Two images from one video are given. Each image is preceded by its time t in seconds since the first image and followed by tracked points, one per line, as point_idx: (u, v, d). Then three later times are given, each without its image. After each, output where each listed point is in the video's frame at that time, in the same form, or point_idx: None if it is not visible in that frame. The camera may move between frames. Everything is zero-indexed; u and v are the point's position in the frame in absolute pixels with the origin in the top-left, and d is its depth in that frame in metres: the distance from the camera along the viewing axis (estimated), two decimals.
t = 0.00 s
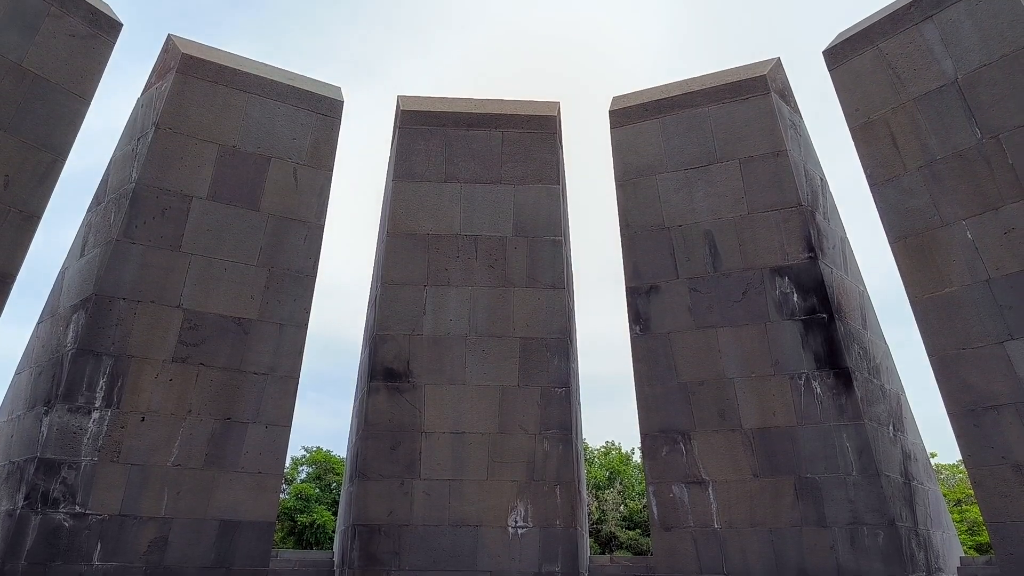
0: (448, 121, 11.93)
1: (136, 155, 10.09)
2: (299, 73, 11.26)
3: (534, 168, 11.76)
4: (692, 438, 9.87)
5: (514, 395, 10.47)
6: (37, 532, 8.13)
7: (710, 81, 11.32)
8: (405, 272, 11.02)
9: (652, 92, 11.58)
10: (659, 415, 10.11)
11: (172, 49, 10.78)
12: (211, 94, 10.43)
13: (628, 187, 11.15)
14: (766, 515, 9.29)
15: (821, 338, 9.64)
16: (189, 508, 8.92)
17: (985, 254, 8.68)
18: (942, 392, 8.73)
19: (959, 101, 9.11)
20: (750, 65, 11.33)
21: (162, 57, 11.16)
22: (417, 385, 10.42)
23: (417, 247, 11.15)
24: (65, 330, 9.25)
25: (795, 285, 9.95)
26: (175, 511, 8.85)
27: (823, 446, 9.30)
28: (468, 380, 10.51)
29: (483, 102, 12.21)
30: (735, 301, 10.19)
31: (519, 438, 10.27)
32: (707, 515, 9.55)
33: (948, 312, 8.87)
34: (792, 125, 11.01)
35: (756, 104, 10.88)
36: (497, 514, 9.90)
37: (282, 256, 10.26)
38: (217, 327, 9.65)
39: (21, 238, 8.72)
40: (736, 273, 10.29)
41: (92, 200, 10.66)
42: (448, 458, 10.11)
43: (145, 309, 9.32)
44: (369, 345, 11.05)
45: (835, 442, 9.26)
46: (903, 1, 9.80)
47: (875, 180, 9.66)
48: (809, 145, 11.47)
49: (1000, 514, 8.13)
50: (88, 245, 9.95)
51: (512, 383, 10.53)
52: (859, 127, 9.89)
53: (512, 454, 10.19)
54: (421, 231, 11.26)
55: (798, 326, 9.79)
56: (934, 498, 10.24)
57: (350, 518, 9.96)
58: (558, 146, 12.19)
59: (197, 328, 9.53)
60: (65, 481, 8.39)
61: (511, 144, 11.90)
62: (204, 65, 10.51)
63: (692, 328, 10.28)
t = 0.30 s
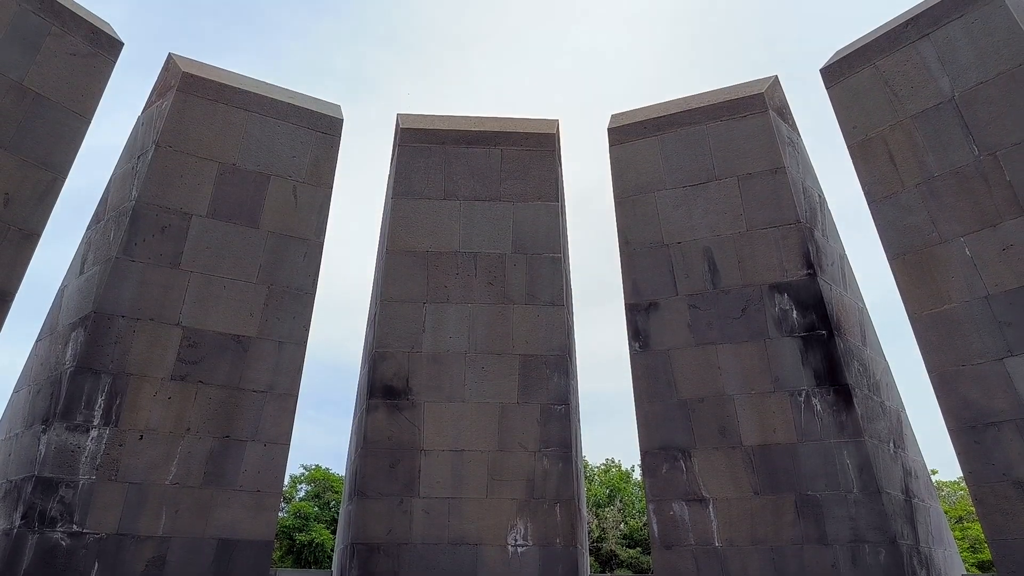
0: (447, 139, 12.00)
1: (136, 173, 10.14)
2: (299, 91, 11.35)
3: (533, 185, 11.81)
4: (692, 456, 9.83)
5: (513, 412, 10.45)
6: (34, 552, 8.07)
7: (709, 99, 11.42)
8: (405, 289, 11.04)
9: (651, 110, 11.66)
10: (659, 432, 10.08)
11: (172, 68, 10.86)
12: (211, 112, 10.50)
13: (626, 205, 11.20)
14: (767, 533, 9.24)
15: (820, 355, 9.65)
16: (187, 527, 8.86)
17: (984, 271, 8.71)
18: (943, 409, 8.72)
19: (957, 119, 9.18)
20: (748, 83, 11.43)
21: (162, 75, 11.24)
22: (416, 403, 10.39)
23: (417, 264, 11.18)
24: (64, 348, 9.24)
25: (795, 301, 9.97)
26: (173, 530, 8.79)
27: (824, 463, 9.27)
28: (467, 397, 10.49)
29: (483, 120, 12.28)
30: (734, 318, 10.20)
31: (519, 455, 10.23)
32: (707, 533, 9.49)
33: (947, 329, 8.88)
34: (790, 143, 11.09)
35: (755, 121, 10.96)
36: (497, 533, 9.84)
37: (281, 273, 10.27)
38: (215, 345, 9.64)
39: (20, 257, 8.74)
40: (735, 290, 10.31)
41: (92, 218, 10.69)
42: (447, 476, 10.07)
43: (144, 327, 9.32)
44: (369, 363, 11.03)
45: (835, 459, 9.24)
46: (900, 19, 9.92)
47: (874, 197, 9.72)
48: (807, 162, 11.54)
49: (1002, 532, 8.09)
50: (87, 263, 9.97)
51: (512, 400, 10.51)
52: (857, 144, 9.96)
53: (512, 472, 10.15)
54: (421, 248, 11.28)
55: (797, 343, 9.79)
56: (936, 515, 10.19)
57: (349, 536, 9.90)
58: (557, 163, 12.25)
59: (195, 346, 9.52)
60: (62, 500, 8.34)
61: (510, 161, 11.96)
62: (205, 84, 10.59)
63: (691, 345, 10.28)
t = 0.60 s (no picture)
0: (447, 160, 12.08)
1: (137, 194, 10.18)
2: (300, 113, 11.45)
3: (533, 205, 11.87)
4: (693, 477, 9.79)
5: (513, 433, 10.41)
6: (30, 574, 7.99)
7: (707, 120, 11.52)
8: (405, 309, 11.05)
9: (650, 131, 11.77)
10: (659, 453, 10.04)
11: (173, 89, 10.97)
12: (211, 133, 10.58)
13: (626, 225, 11.25)
14: (769, 555, 9.17)
15: (820, 375, 9.64)
16: (184, 549, 8.79)
17: (983, 291, 8.74)
18: (944, 429, 8.71)
19: (954, 140, 9.27)
20: (746, 104, 11.54)
21: (163, 97, 11.34)
22: (415, 423, 10.36)
23: (417, 284, 11.20)
24: (63, 369, 9.22)
25: (794, 321, 9.99)
26: (170, 553, 8.71)
27: (825, 484, 9.23)
28: (467, 418, 10.46)
29: (482, 141, 12.37)
30: (734, 338, 10.21)
31: (519, 476, 10.18)
32: (709, 555, 9.41)
33: (947, 349, 8.89)
34: (789, 163, 11.17)
35: (753, 142, 11.05)
36: (497, 555, 9.77)
37: (281, 293, 10.29)
38: (214, 366, 9.63)
39: (20, 277, 8.75)
40: (735, 310, 10.33)
41: (92, 238, 10.73)
42: (446, 498, 10.01)
43: (143, 348, 9.31)
44: (368, 383, 11.01)
45: (836, 480, 9.20)
46: (897, 41, 10.06)
47: (872, 218, 9.78)
48: (806, 182, 11.62)
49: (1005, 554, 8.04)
50: (87, 283, 9.98)
51: (511, 421, 10.48)
52: (856, 164, 10.05)
53: (511, 493, 10.09)
54: (421, 269, 11.31)
55: (797, 363, 9.80)
56: (938, 537, 10.12)
57: (347, 559, 9.81)
58: (556, 184, 12.32)
59: (194, 366, 9.51)
60: (60, 521, 8.28)
61: (510, 182, 12.03)
62: (206, 105, 10.68)
63: (691, 365, 10.28)
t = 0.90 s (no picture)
0: (449, 180, 12.14)
1: (139, 215, 10.22)
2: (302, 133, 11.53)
3: (534, 225, 11.91)
4: (695, 498, 9.72)
5: (514, 453, 10.36)
6: None
7: (708, 140, 11.60)
8: (406, 329, 11.05)
9: (651, 151, 11.84)
10: (661, 473, 9.99)
11: (174, 110, 11.05)
12: (213, 154, 10.64)
13: (627, 245, 11.28)
14: None
15: (823, 394, 9.61)
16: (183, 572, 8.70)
17: (985, 310, 8.74)
18: (948, 449, 8.66)
19: (955, 159, 9.32)
20: (747, 124, 11.62)
21: (165, 118, 11.43)
22: (416, 444, 10.31)
23: (418, 304, 11.21)
24: (63, 389, 9.20)
25: (796, 341, 9.98)
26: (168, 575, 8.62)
27: (828, 505, 9.16)
28: (468, 438, 10.41)
29: (484, 161, 12.45)
30: (736, 358, 10.20)
31: (520, 497, 10.12)
32: None
33: (950, 368, 8.88)
34: (789, 183, 11.22)
35: (753, 162, 11.11)
36: None
37: (282, 313, 10.29)
38: (215, 386, 9.60)
39: (21, 298, 8.76)
40: (736, 329, 10.33)
41: (92, 259, 10.75)
42: (447, 519, 9.94)
43: (143, 368, 9.29)
44: (369, 404, 10.97)
45: (840, 501, 9.13)
46: (896, 62, 10.16)
47: (873, 237, 9.81)
48: (807, 202, 11.66)
49: None
50: (88, 304, 9.99)
51: (513, 441, 10.44)
52: (857, 184, 10.10)
53: (513, 514, 10.02)
54: (422, 289, 11.32)
55: (800, 383, 9.77)
56: (943, 558, 10.03)
57: None
58: (557, 203, 12.37)
59: (195, 387, 9.49)
60: (58, 543, 8.21)
61: (511, 201, 12.08)
62: (208, 126, 10.75)
63: (693, 384, 10.26)
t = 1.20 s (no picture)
0: (451, 198, 12.20)
1: (142, 234, 10.27)
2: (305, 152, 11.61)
3: (536, 244, 11.95)
4: (699, 517, 9.65)
5: (517, 472, 10.32)
6: None
7: (709, 159, 11.66)
8: (408, 347, 11.05)
9: (652, 169, 11.91)
10: (665, 492, 9.93)
11: (179, 130, 11.14)
12: (217, 173, 10.71)
13: (628, 263, 11.31)
14: None
15: (826, 413, 9.58)
16: None
17: (988, 328, 8.74)
18: (952, 468, 8.62)
19: (956, 178, 9.37)
20: (748, 143, 11.69)
21: (169, 138, 11.52)
22: (418, 463, 10.27)
23: (421, 323, 11.22)
24: (64, 408, 9.19)
25: (799, 359, 9.96)
26: None
27: (833, 524, 9.09)
28: (471, 457, 10.37)
29: (486, 180, 12.51)
30: (738, 376, 10.18)
31: (522, 517, 10.05)
32: None
33: (953, 386, 8.85)
34: (791, 202, 11.27)
35: (755, 180, 11.16)
36: None
37: (284, 332, 10.30)
38: (216, 405, 9.59)
39: (23, 317, 8.78)
40: (739, 347, 10.32)
41: (95, 278, 10.79)
42: (449, 539, 9.87)
43: (145, 387, 9.29)
44: (371, 422, 10.94)
45: (844, 521, 9.07)
46: (897, 81, 10.24)
47: (875, 255, 9.83)
48: (808, 220, 11.70)
49: None
50: (91, 322, 10.01)
51: (515, 460, 10.39)
52: (858, 202, 10.14)
53: (515, 534, 9.95)
54: (424, 307, 11.34)
55: (802, 402, 9.75)
56: None
57: None
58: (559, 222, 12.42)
59: (196, 406, 9.48)
60: (58, 564, 8.16)
61: (513, 220, 12.13)
62: (212, 146, 10.83)
63: (695, 403, 10.24)
